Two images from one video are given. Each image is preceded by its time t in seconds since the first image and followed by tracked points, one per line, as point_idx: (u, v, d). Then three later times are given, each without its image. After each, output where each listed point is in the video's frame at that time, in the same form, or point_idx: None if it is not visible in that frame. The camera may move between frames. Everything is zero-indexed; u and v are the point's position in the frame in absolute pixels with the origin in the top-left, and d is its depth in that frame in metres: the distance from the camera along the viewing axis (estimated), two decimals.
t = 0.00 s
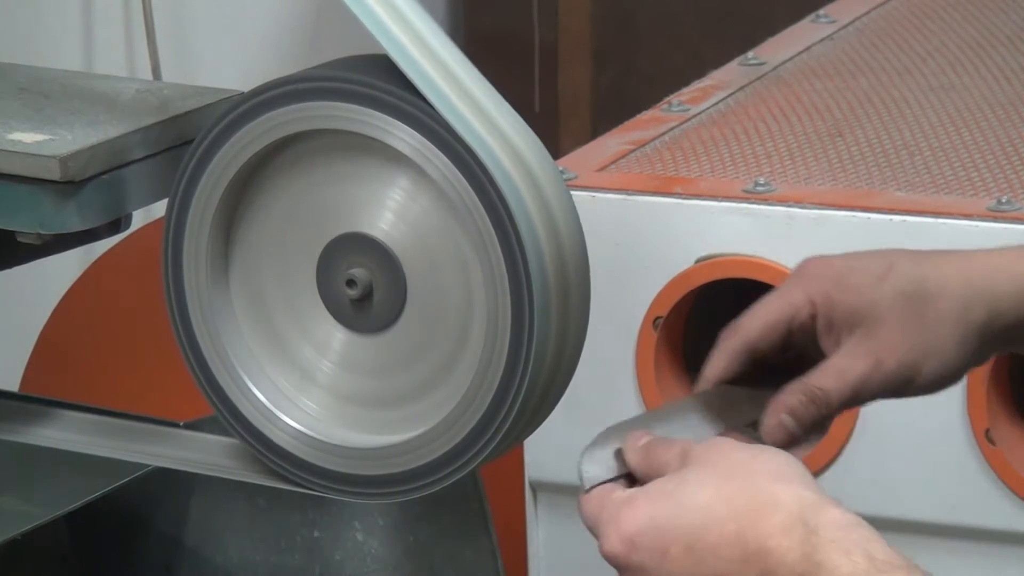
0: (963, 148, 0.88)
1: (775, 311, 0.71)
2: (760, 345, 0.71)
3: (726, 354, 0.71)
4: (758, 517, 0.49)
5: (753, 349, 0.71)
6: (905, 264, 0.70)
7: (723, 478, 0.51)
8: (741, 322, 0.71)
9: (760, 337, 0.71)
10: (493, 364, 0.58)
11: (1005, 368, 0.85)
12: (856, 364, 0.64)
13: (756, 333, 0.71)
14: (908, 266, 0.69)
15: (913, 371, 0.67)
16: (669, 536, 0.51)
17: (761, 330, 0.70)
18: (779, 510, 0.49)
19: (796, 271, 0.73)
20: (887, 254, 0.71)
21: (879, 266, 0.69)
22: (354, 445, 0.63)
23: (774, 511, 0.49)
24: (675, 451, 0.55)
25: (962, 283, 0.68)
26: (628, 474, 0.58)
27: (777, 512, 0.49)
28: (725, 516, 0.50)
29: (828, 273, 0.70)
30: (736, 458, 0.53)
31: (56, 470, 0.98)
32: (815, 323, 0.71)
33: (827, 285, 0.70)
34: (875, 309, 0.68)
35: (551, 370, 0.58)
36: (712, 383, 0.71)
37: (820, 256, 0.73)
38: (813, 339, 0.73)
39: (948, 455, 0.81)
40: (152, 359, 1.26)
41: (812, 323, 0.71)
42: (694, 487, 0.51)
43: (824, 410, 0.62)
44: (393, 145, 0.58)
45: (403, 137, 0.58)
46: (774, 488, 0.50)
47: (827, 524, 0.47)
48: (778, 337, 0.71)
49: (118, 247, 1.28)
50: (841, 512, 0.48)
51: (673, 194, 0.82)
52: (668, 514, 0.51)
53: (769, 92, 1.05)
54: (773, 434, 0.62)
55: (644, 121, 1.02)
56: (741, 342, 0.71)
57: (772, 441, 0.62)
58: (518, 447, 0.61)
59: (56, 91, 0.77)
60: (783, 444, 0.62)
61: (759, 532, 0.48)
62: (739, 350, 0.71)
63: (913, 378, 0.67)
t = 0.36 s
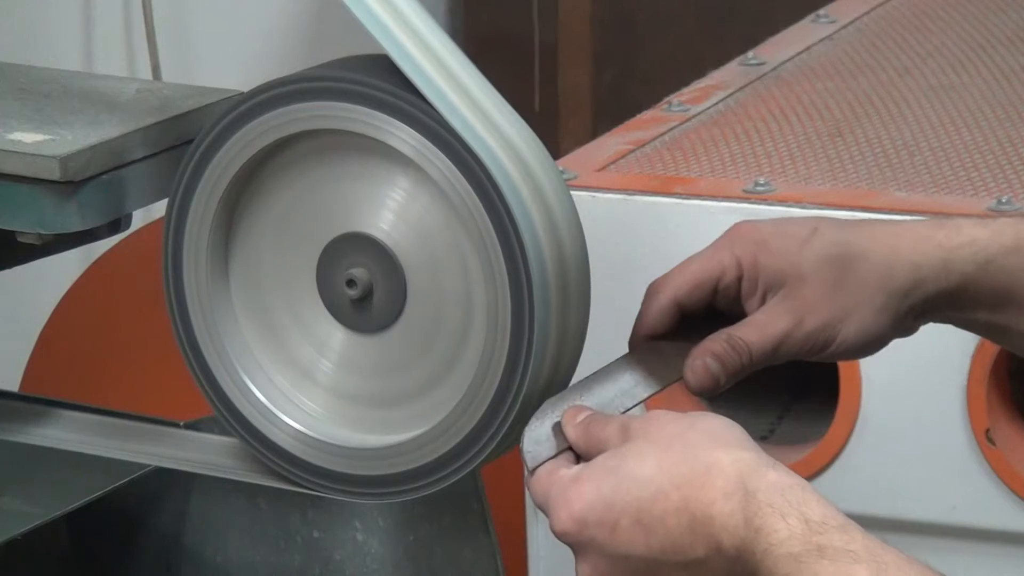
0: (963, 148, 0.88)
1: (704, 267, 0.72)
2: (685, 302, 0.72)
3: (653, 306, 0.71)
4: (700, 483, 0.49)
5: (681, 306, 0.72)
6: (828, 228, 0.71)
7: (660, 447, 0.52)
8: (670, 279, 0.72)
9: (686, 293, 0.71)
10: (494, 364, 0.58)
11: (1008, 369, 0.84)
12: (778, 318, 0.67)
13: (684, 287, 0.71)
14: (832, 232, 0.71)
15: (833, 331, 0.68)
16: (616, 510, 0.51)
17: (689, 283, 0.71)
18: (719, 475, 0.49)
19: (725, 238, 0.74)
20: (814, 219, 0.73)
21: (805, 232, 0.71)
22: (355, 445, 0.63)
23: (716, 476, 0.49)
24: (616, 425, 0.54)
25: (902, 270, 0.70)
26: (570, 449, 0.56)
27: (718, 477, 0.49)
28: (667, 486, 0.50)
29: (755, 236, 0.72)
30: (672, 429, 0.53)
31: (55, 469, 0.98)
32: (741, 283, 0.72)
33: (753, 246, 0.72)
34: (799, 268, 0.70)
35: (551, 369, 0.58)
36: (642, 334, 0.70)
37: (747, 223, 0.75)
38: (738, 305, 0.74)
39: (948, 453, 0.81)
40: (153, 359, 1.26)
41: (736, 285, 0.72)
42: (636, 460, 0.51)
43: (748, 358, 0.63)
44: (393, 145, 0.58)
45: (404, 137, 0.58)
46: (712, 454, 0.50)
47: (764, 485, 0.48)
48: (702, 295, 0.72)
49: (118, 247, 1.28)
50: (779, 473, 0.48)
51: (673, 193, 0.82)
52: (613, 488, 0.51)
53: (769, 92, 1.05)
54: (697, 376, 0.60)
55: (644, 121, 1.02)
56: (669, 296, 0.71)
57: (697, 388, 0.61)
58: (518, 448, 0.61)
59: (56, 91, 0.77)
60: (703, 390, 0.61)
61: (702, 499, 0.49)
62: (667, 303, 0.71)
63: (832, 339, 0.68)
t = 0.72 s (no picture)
0: (963, 148, 0.88)
1: (689, 273, 0.72)
2: (672, 308, 0.72)
3: (639, 311, 0.70)
4: (685, 473, 0.49)
5: (665, 313, 0.71)
6: (813, 234, 0.71)
7: (647, 438, 0.51)
8: (655, 286, 0.72)
9: (672, 298, 0.71)
10: (494, 364, 0.58)
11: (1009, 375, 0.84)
12: (764, 321, 0.67)
13: (670, 293, 0.71)
14: (817, 237, 0.71)
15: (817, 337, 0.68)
16: (600, 502, 0.51)
17: (675, 289, 0.71)
18: (705, 465, 0.49)
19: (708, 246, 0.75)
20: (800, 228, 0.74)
21: (788, 238, 0.72)
22: (355, 445, 0.63)
23: (701, 467, 0.49)
24: (601, 421, 0.54)
25: (898, 270, 0.70)
26: (554, 444, 0.56)
27: (703, 468, 0.48)
28: (653, 476, 0.50)
29: (739, 242, 0.73)
30: (659, 422, 0.53)
31: (55, 469, 0.98)
32: (725, 289, 0.72)
33: (737, 253, 0.72)
34: (783, 273, 0.70)
35: (551, 369, 0.58)
36: (628, 339, 0.69)
37: (733, 229, 0.76)
38: (721, 314, 0.74)
39: (949, 455, 0.81)
40: (153, 359, 1.26)
41: (721, 291, 0.72)
42: (621, 451, 0.51)
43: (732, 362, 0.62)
44: (393, 145, 0.58)
45: (403, 137, 0.58)
46: (698, 446, 0.50)
47: (752, 476, 0.47)
48: (688, 302, 0.72)
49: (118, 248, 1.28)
50: (768, 465, 0.47)
51: (673, 194, 0.82)
52: (596, 480, 0.51)
53: (769, 92, 1.05)
54: (681, 379, 0.60)
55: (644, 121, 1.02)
56: (655, 301, 0.71)
57: (682, 391, 0.60)
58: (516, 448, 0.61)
59: (56, 91, 0.77)
60: (687, 394, 0.61)
61: (687, 489, 0.48)
62: (653, 307, 0.70)
63: (816, 346, 0.69)
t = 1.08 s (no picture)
0: (963, 148, 0.88)
1: (690, 266, 0.72)
2: (674, 302, 0.72)
3: (642, 305, 0.70)
4: (683, 466, 0.49)
5: (667, 305, 0.72)
6: (814, 226, 0.72)
7: (645, 432, 0.52)
8: (657, 279, 0.72)
9: (675, 292, 0.71)
10: (494, 364, 0.58)
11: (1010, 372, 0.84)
12: (765, 313, 0.68)
13: (673, 286, 0.71)
14: (815, 228, 0.71)
15: (818, 327, 0.69)
16: (599, 495, 0.52)
17: (677, 282, 0.71)
18: (704, 457, 0.49)
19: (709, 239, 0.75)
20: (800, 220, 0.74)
21: (789, 228, 0.72)
22: (355, 445, 0.63)
23: (699, 458, 0.49)
24: (602, 414, 0.54)
25: (896, 270, 0.70)
26: (557, 439, 0.56)
27: (701, 460, 0.49)
28: (652, 469, 0.50)
29: (739, 234, 0.73)
30: (658, 415, 0.53)
31: (54, 469, 0.98)
32: (727, 282, 0.72)
33: (738, 245, 0.72)
34: (784, 265, 0.71)
35: (551, 368, 0.58)
36: (631, 334, 0.69)
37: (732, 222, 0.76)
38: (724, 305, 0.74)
39: (949, 455, 0.81)
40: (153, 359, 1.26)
41: (723, 284, 0.73)
42: (620, 444, 0.52)
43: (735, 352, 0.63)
44: (393, 145, 0.58)
45: (403, 137, 0.58)
46: (696, 438, 0.50)
47: (749, 468, 0.47)
48: (690, 295, 0.72)
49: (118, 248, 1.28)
50: (765, 457, 0.47)
51: (673, 194, 0.82)
52: (596, 473, 0.52)
53: (769, 92, 1.05)
54: (685, 371, 0.60)
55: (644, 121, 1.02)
56: (657, 294, 0.71)
57: (685, 383, 0.60)
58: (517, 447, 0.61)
59: (56, 91, 0.77)
60: (689, 387, 0.60)
61: (684, 481, 0.49)
62: (655, 301, 0.70)
63: (818, 336, 0.69)
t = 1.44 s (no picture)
0: (963, 148, 0.88)
1: (699, 263, 0.72)
2: (684, 299, 0.72)
3: (650, 303, 0.71)
4: (683, 461, 0.50)
5: (677, 302, 0.72)
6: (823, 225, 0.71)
7: (647, 428, 0.52)
8: (668, 276, 0.72)
9: (684, 289, 0.72)
10: (493, 364, 0.58)
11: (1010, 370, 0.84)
12: (774, 311, 0.67)
13: (682, 284, 0.72)
14: (826, 227, 0.71)
15: (827, 326, 0.69)
16: (601, 491, 0.52)
17: (685, 281, 0.72)
18: (704, 452, 0.49)
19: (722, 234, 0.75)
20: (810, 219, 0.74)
21: (799, 225, 0.72)
22: (355, 446, 0.63)
23: (700, 454, 0.49)
24: (607, 412, 0.54)
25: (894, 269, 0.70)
26: (564, 438, 0.55)
27: (702, 455, 0.49)
28: (654, 463, 0.51)
29: (749, 231, 0.73)
30: (660, 411, 0.53)
31: (55, 469, 0.98)
32: (737, 280, 0.72)
33: (749, 243, 0.72)
34: (793, 264, 0.70)
35: (551, 368, 0.58)
36: (640, 332, 0.70)
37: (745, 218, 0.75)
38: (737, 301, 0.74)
39: (949, 456, 0.81)
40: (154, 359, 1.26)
41: (733, 281, 0.73)
42: (621, 440, 0.52)
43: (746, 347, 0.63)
44: (393, 145, 0.58)
45: (403, 137, 0.58)
46: (697, 433, 0.50)
47: (750, 463, 0.47)
48: (700, 293, 0.72)
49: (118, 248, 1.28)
50: (766, 452, 0.48)
51: (673, 194, 0.82)
52: (599, 469, 0.52)
53: (769, 92, 1.05)
54: (695, 365, 0.60)
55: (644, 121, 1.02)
56: (667, 292, 0.71)
57: (696, 377, 0.60)
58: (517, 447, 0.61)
59: (56, 91, 0.77)
60: (700, 382, 0.60)
61: (686, 477, 0.49)
62: (664, 299, 0.71)
63: (828, 334, 0.69)
